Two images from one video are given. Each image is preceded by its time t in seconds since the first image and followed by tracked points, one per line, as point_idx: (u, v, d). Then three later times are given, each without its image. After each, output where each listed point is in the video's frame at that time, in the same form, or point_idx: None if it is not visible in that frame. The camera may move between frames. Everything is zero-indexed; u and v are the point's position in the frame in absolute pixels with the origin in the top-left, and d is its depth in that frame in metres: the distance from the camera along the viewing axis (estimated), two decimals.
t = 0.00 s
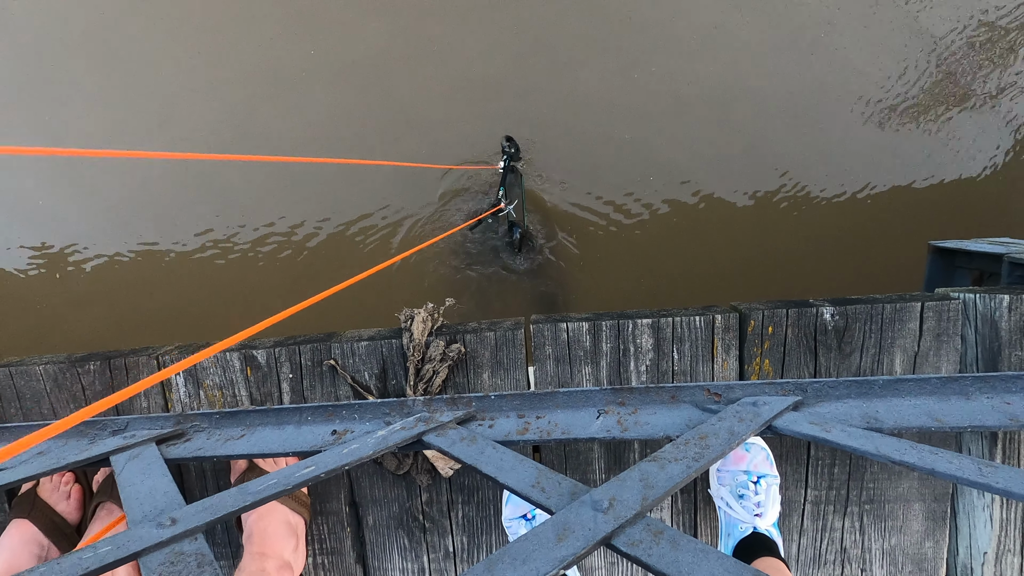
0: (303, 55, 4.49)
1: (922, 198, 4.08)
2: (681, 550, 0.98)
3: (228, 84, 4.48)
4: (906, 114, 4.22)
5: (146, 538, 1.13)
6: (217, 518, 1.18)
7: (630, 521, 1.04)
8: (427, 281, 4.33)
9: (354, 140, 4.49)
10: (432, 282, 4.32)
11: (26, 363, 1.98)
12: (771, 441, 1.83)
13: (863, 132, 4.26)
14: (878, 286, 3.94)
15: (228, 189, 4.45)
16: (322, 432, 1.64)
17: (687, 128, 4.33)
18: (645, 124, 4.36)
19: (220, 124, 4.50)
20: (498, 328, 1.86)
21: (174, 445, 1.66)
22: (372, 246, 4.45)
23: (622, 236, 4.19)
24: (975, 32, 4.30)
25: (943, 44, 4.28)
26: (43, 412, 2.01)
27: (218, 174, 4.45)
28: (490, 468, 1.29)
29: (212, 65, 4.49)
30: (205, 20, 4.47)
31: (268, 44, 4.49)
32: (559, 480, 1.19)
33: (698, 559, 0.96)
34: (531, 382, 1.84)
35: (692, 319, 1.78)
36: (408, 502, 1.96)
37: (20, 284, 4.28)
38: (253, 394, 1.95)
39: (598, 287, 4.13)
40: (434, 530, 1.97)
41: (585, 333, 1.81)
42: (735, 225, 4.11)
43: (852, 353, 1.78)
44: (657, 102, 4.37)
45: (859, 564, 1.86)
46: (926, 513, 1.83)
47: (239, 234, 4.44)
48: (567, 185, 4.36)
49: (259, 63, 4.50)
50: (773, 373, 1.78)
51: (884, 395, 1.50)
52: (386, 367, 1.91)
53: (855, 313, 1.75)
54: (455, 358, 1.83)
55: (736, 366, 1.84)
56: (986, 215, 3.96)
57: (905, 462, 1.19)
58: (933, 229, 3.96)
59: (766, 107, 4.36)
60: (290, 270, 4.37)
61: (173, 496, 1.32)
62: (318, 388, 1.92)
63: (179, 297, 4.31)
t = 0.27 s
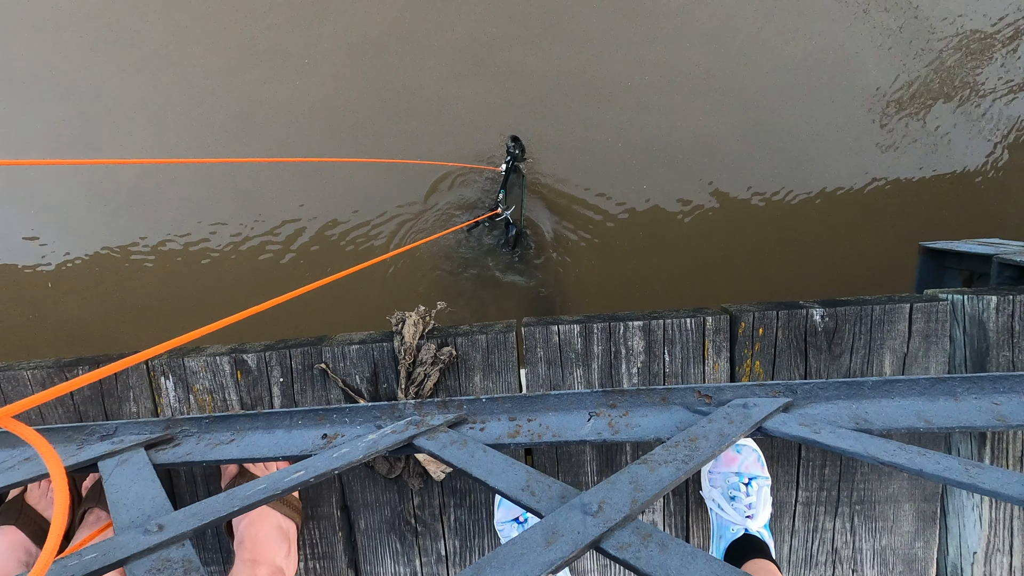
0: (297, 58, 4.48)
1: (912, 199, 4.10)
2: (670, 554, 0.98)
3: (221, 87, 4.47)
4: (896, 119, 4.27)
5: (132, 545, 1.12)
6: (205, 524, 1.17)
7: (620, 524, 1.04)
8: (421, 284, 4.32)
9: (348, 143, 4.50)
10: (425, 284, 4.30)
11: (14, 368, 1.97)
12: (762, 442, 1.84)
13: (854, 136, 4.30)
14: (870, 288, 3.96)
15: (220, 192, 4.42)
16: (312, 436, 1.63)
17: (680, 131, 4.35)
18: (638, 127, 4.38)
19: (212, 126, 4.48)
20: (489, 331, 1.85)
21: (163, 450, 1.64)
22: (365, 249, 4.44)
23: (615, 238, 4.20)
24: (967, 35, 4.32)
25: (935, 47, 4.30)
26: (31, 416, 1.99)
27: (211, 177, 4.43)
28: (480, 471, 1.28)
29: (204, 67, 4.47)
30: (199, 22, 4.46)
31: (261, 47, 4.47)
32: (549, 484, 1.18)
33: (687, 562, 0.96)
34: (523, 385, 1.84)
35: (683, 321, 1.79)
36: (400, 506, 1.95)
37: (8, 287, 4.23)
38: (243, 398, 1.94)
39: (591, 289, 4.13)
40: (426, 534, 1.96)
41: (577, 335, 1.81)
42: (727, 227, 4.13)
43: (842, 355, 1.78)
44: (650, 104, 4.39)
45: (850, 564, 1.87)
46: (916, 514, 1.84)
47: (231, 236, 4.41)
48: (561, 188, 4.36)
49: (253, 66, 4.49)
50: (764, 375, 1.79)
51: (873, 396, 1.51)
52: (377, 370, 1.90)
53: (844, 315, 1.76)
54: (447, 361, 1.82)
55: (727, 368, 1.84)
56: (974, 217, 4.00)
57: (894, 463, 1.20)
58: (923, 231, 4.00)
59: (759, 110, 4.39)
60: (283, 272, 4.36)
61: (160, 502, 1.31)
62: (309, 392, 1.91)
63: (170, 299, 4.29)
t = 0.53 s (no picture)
0: (290, 59, 4.47)
1: (904, 198, 4.13)
2: (661, 554, 0.99)
3: (214, 89, 4.45)
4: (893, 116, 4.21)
5: (123, 550, 1.11)
6: (197, 528, 1.17)
7: (611, 525, 1.05)
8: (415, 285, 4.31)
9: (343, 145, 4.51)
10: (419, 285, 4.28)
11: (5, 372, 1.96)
12: (755, 441, 1.84)
13: (851, 133, 4.26)
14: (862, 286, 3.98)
15: (212, 194, 4.40)
16: (306, 439, 1.63)
17: (673, 130, 4.33)
18: (633, 127, 4.36)
19: (205, 129, 4.46)
20: (483, 332, 1.85)
21: (156, 454, 1.64)
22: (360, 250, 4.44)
23: (609, 239, 4.21)
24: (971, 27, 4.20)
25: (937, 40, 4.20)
26: (23, 421, 1.98)
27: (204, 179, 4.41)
28: (473, 473, 1.28)
29: (196, 68, 4.43)
30: (190, 23, 4.43)
31: (253, 48, 4.45)
32: (541, 485, 1.19)
33: (678, 562, 0.96)
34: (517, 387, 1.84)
35: (676, 321, 1.79)
36: (394, 508, 1.95)
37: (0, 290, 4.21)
38: (237, 401, 1.93)
39: (586, 290, 4.15)
40: (421, 536, 1.96)
41: (570, 336, 1.81)
42: (721, 227, 4.14)
43: (833, 354, 1.79)
44: (643, 104, 4.37)
45: (843, 562, 1.88)
46: (909, 511, 1.85)
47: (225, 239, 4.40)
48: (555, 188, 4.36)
49: (244, 67, 4.46)
50: (756, 375, 1.80)
51: (864, 394, 1.52)
52: (371, 372, 1.90)
53: (835, 314, 1.77)
54: (440, 363, 1.83)
55: (720, 368, 1.85)
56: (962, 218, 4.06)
57: (884, 462, 1.21)
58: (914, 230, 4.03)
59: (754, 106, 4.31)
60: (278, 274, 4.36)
61: (153, 506, 1.31)
62: (303, 394, 1.91)
63: (165, 302, 4.29)
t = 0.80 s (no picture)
0: (286, 54, 4.46)
1: (903, 189, 4.12)
2: (661, 547, 0.98)
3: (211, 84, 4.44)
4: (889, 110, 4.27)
5: (119, 547, 1.10)
6: (193, 524, 1.16)
7: (611, 518, 1.04)
8: (413, 279, 4.29)
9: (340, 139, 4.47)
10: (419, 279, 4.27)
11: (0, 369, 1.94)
12: (755, 434, 1.84)
13: (847, 126, 4.30)
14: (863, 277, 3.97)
15: (211, 190, 4.41)
16: (303, 434, 1.62)
17: (670, 123, 4.35)
18: (631, 121, 4.39)
19: (202, 124, 4.46)
20: (481, 326, 1.84)
21: (152, 450, 1.63)
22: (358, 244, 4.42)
23: (608, 231, 4.19)
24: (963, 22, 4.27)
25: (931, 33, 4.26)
26: (19, 418, 1.97)
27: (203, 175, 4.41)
28: (471, 467, 1.27)
29: (193, 63, 4.43)
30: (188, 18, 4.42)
31: (251, 45, 4.47)
32: (540, 478, 1.18)
33: (679, 555, 0.96)
34: (516, 380, 1.83)
35: (675, 313, 1.78)
36: (393, 502, 1.94)
37: None
38: (233, 396, 1.92)
39: (585, 283, 4.13)
40: (420, 530, 1.96)
41: (569, 329, 1.80)
42: (720, 218, 4.13)
43: (834, 345, 1.78)
44: (641, 98, 4.40)
45: (843, 553, 1.87)
46: (909, 502, 1.84)
47: (223, 233, 4.38)
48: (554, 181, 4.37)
49: (240, 62, 4.44)
50: (756, 366, 1.79)
51: (865, 385, 1.51)
52: (369, 367, 1.89)
53: (836, 305, 1.76)
54: (438, 357, 1.81)
55: (719, 360, 1.84)
56: (964, 208, 4.03)
57: (885, 453, 1.20)
58: (914, 220, 4.01)
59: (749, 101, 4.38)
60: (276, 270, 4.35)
61: (149, 502, 1.29)
62: (300, 389, 1.90)
63: (162, 298, 4.26)
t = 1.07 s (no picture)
0: (281, 49, 4.40)
1: (902, 185, 4.11)
2: (659, 544, 0.97)
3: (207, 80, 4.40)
4: (893, 104, 4.20)
5: (115, 545, 1.10)
6: (190, 521, 1.16)
7: (609, 514, 1.03)
8: (412, 276, 4.28)
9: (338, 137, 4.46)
10: (417, 276, 4.27)
11: None
12: (754, 430, 1.84)
13: (849, 121, 4.25)
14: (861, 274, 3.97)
15: (209, 187, 4.39)
16: (300, 431, 1.62)
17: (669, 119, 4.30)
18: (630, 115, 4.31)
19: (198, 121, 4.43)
20: (478, 323, 1.84)
21: (149, 448, 1.62)
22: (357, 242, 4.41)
23: (607, 228, 4.18)
24: (969, 15, 4.19)
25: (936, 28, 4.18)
26: (15, 416, 1.96)
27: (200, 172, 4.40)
28: (469, 464, 1.27)
29: (189, 60, 4.39)
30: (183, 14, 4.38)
31: (245, 38, 4.39)
32: (538, 475, 1.17)
33: (677, 552, 0.95)
34: (514, 378, 1.83)
35: (673, 310, 1.78)
36: (392, 499, 1.94)
37: None
38: (230, 393, 1.92)
39: (584, 282, 4.15)
40: (418, 527, 1.96)
41: (567, 326, 1.79)
42: (719, 215, 4.12)
43: (832, 342, 1.78)
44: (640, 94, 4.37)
45: (842, 550, 1.88)
46: (907, 499, 1.85)
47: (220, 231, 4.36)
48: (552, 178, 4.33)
49: (234, 57, 4.39)
50: (755, 363, 1.79)
51: (864, 381, 1.50)
52: (366, 364, 1.88)
53: (834, 301, 1.75)
54: (436, 354, 1.81)
55: (718, 357, 1.84)
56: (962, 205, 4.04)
57: (884, 449, 1.19)
58: (913, 217, 4.00)
59: (750, 95, 4.30)
60: (274, 267, 4.35)
61: (145, 500, 1.29)
62: (298, 386, 1.89)
63: (161, 296, 4.26)
